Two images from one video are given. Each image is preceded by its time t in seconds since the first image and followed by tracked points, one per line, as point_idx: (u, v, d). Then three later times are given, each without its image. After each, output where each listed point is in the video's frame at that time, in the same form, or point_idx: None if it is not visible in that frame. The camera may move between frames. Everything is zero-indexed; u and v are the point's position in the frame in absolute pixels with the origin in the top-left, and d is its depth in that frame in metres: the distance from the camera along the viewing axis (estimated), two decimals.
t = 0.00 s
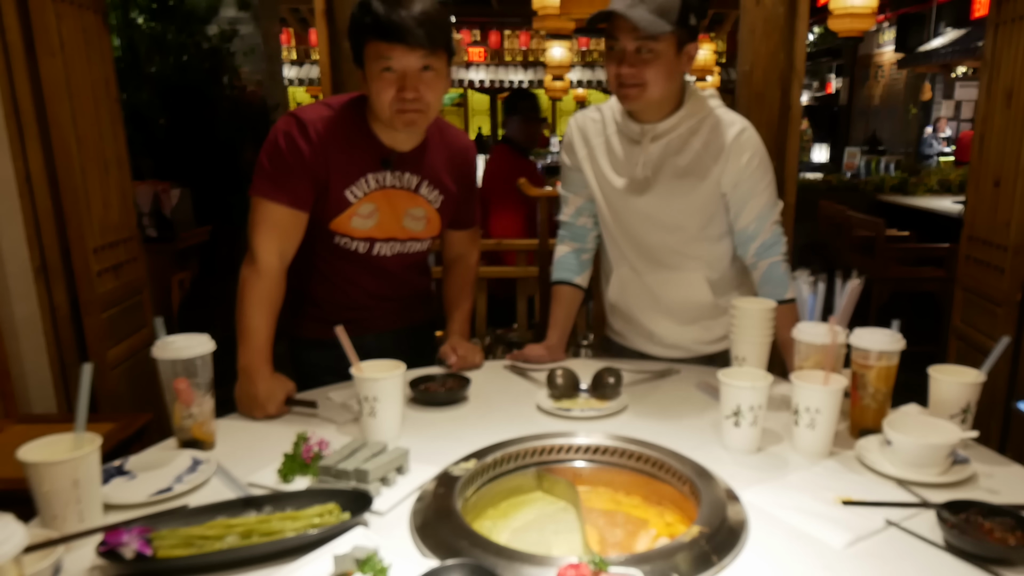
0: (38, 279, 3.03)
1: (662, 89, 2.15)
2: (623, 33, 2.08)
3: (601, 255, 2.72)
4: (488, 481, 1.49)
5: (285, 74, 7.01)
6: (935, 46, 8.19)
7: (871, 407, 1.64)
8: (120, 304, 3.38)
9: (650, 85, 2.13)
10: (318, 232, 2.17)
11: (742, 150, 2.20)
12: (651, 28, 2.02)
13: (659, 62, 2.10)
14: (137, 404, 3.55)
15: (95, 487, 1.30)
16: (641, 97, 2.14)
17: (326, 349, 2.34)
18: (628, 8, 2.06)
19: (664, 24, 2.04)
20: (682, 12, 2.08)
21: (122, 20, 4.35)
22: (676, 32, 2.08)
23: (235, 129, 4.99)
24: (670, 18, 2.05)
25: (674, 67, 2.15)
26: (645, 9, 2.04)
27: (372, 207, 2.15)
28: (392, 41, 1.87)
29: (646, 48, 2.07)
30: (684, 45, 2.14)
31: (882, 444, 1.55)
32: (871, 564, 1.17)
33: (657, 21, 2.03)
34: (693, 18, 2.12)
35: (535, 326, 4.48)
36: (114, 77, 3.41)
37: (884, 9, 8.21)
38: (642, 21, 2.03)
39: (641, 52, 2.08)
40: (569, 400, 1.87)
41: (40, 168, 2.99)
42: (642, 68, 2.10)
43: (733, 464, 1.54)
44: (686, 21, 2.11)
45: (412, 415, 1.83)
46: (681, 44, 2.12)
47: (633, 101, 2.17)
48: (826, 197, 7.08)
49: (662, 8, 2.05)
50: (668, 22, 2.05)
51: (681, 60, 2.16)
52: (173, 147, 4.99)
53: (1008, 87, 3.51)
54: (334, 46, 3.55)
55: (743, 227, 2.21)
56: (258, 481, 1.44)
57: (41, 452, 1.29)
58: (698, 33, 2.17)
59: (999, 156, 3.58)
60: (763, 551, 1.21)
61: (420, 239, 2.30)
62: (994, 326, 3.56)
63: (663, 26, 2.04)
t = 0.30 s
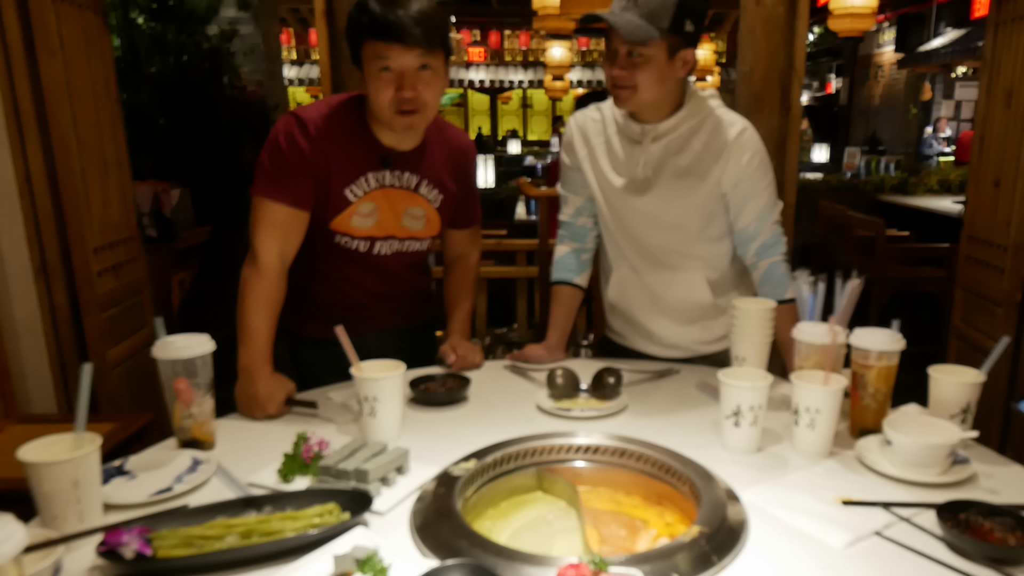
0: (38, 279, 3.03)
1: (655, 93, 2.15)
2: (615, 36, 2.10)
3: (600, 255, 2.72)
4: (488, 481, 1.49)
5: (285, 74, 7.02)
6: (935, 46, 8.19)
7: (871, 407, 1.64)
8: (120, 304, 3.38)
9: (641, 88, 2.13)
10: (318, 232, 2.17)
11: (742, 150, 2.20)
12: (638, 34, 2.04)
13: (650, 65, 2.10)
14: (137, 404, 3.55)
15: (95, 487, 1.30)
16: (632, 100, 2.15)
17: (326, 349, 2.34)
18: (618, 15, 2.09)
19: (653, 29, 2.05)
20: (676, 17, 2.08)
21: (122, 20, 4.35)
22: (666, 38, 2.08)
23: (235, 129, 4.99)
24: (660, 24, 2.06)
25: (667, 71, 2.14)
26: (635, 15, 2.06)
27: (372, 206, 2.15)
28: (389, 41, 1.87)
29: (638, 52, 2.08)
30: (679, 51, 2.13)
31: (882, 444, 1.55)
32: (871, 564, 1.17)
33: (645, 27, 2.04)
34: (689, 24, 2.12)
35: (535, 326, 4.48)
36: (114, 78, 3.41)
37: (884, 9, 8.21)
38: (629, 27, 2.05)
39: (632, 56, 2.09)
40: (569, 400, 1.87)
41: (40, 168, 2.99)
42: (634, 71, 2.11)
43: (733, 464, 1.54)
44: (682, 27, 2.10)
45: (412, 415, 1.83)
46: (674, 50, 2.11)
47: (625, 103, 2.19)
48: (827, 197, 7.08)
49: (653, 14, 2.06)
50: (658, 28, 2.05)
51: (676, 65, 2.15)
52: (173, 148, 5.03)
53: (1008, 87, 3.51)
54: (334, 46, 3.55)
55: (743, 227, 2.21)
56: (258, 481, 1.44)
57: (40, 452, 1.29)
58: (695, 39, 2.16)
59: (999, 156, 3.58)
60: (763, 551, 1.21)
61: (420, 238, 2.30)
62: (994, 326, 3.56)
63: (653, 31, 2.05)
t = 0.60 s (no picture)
0: (38, 279, 3.02)
1: (654, 93, 2.15)
2: (614, 36, 2.10)
3: (600, 255, 2.71)
4: (488, 481, 1.49)
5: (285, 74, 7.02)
6: (935, 46, 8.19)
7: (871, 407, 1.64)
8: (120, 304, 3.38)
9: (640, 87, 2.13)
10: (319, 232, 2.17)
11: (742, 150, 2.20)
12: (637, 34, 2.04)
13: (648, 65, 2.10)
14: (137, 404, 3.55)
15: (95, 487, 1.30)
16: (631, 99, 2.15)
17: (326, 349, 2.34)
18: (616, 14, 2.09)
19: (651, 29, 2.05)
20: (675, 17, 2.07)
21: (122, 20, 4.36)
22: (665, 38, 2.07)
23: (235, 129, 4.99)
24: (658, 24, 2.05)
25: (666, 71, 2.14)
26: (633, 15, 2.06)
27: (372, 205, 2.15)
28: (389, 40, 1.87)
29: (637, 52, 2.08)
30: (678, 51, 2.13)
31: (882, 444, 1.55)
32: (871, 564, 1.17)
33: (644, 27, 2.04)
34: (688, 24, 2.11)
35: (535, 326, 4.48)
36: (114, 78, 3.41)
37: (884, 9, 8.21)
38: (627, 27, 2.05)
39: (631, 55, 2.09)
40: (569, 400, 1.87)
41: (40, 168, 2.99)
42: (632, 71, 2.11)
43: (733, 464, 1.54)
44: (681, 27, 2.10)
45: (412, 414, 1.83)
46: (673, 50, 2.11)
47: (624, 102, 2.19)
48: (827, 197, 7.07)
49: (652, 13, 2.06)
50: (657, 28, 2.05)
51: (674, 65, 2.15)
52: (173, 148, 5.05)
53: (1008, 87, 3.51)
54: (334, 46, 3.55)
55: (743, 227, 2.21)
56: (258, 481, 1.44)
57: (40, 452, 1.29)
58: (694, 39, 2.16)
59: (999, 156, 3.58)
60: (763, 551, 1.21)
61: (420, 238, 2.30)
62: (994, 326, 3.56)
63: (651, 30, 2.05)
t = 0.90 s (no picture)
0: (38, 279, 3.02)
1: (653, 93, 2.15)
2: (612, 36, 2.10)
3: (600, 255, 2.71)
4: (488, 481, 1.49)
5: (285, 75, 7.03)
6: (935, 46, 8.19)
7: (871, 407, 1.64)
8: (120, 304, 3.38)
9: (639, 87, 2.13)
10: (321, 231, 2.17)
11: (742, 150, 2.20)
12: (635, 33, 2.04)
13: (647, 65, 2.10)
14: (137, 404, 3.55)
15: (95, 487, 1.30)
16: (630, 99, 2.16)
17: (326, 349, 2.34)
18: (615, 14, 2.09)
19: (650, 28, 2.05)
20: (674, 17, 2.07)
21: (122, 20, 4.36)
22: (663, 38, 2.07)
23: (235, 129, 4.99)
24: (657, 24, 2.05)
25: (664, 71, 2.14)
26: (632, 14, 2.06)
27: (374, 202, 2.15)
28: (386, 40, 1.87)
29: (636, 51, 2.08)
30: (677, 51, 2.13)
31: (882, 444, 1.55)
32: (871, 564, 1.17)
33: (642, 26, 2.04)
34: (687, 24, 2.11)
35: (535, 326, 4.48)
36: (114, 78, 3.41)
37: (884, 9, 8.22)
38: (625, 26, 2.05)
39: (629, 55, 2.09)
40: (569, 400, 1.87)
41: (40, 168, 2.99)
42: (631, 70, 2.11)
43: (733, 464, 1.54)
44: (679, 27, 2.10)
45: (412, 415, 1.83)
46: (671, 50, 2.11)
47: (623, 102, 2.19)
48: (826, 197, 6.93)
49: (650, 13, 2.05)
50: (655, 28, 2.05)
51: (673, 65, 2.15)
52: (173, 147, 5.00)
53: (1008, 87, 3.51)
54: (334, 46, 3.55)
55: (743, 227, 2.21)
56: (258, 481, 1.44)
57: (40, 452, 1.29)
58: (693, 40, 2.15)
59: (999, 156, 3.58)
60: (764, 551, 1.21)
61: (421, 236, 2.30)
62: (994, 326, 3.56)
63: (650, 29, 2.04)
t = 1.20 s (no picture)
0: (38, 280, 3.02)
1: (653, 94, 2.15)
2: (614, 37, 2.10)
3: (601, 255, 2.71)
4: (488, 481, 1.49)
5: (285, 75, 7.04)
6: (935, 46, 8.19)
7: (871, 407, 1.64)
8: (120, 304, 3.38)
9: (639, 88, 2.13)
10: (318, 233, 2.18)
11: (743, 150, 2.20)
12: (637, 35, 2.04)
13: (648, 67, 2.10)
14: (137, 404, 3.54)
15: (95, 487, 1.30)
16: (630, 99, 2.16)
17: (326, 349, 2.34)
18: (617, 14, 2.08)
19: (653, 30, 2.05)
20: (676, 19, 2.07)
21: (122, 20, 4.37)
22: (665, 40, 2.07)
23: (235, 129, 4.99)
24: (659, 25, 2.05)
25: (665, 73, 2.14)
26: (633, 15, 2.05)
27: (370, 207, 2.15)
28: (393, 44, 1.87)
29: (637, 53, 2.08)
30: (677, 53, 2.13)
31: (882, 444, 1.55)
32: (871, 564, 1.17)
33: (644, 28, 2.04)
34: (688, 26, 2.11)
35: (535, 326, 4.48)
36: (114, 78, 3.40)
37: (884, 9, 8.21)
38: (626, 28, 2.05)
39: (630, 56, 2.09)
40: (569, 400, 1.87)
41: (40, 168, 2.99)
42: (632, 71, 2.11)
43: (733, 464, 1.54)
44: (681, 29, 2.09)
45: (412, 415, 1.83)
46: (672, 52, 2.11)
47: (623, 102, 2.19)
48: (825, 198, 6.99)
49: (652, 14, 2.05)
50: (657, 29, 2.05)
51: (674, 66, 2.15)
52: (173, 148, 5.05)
53: (1008, 87, 3.51)
54: (334, 46, 3.55)
55: (743, 227, 2.21)
56: (258, 481, 1.44)
57: (40, 452, 1.29)
58: (694, 42, 2.15)
59: (999, 156, 3.58)
60: (764, 551, 1.21)
61: (420, 239, 2.30)
62: (994, 326, 3.56)
63: (652, 31, 2.04)
